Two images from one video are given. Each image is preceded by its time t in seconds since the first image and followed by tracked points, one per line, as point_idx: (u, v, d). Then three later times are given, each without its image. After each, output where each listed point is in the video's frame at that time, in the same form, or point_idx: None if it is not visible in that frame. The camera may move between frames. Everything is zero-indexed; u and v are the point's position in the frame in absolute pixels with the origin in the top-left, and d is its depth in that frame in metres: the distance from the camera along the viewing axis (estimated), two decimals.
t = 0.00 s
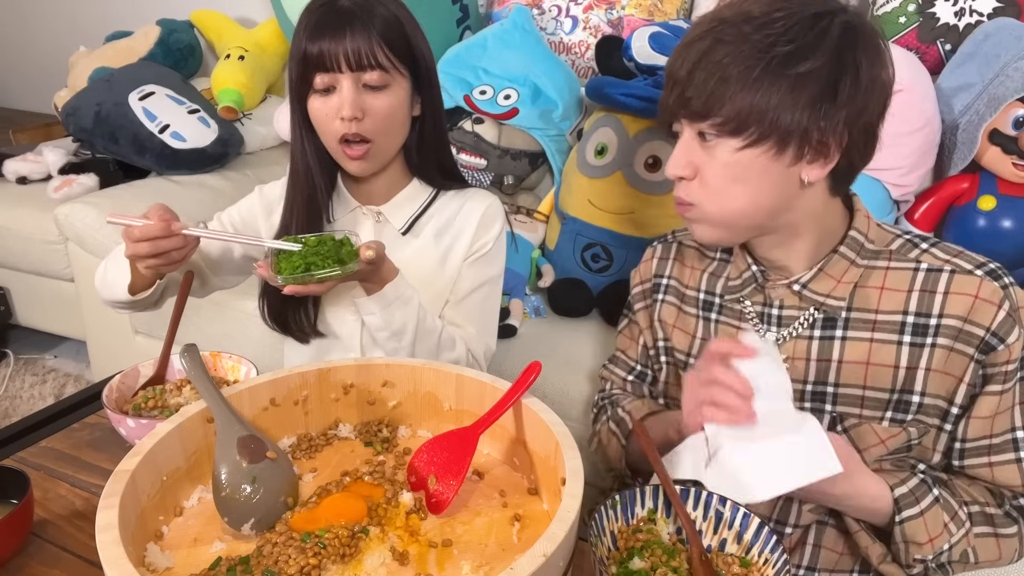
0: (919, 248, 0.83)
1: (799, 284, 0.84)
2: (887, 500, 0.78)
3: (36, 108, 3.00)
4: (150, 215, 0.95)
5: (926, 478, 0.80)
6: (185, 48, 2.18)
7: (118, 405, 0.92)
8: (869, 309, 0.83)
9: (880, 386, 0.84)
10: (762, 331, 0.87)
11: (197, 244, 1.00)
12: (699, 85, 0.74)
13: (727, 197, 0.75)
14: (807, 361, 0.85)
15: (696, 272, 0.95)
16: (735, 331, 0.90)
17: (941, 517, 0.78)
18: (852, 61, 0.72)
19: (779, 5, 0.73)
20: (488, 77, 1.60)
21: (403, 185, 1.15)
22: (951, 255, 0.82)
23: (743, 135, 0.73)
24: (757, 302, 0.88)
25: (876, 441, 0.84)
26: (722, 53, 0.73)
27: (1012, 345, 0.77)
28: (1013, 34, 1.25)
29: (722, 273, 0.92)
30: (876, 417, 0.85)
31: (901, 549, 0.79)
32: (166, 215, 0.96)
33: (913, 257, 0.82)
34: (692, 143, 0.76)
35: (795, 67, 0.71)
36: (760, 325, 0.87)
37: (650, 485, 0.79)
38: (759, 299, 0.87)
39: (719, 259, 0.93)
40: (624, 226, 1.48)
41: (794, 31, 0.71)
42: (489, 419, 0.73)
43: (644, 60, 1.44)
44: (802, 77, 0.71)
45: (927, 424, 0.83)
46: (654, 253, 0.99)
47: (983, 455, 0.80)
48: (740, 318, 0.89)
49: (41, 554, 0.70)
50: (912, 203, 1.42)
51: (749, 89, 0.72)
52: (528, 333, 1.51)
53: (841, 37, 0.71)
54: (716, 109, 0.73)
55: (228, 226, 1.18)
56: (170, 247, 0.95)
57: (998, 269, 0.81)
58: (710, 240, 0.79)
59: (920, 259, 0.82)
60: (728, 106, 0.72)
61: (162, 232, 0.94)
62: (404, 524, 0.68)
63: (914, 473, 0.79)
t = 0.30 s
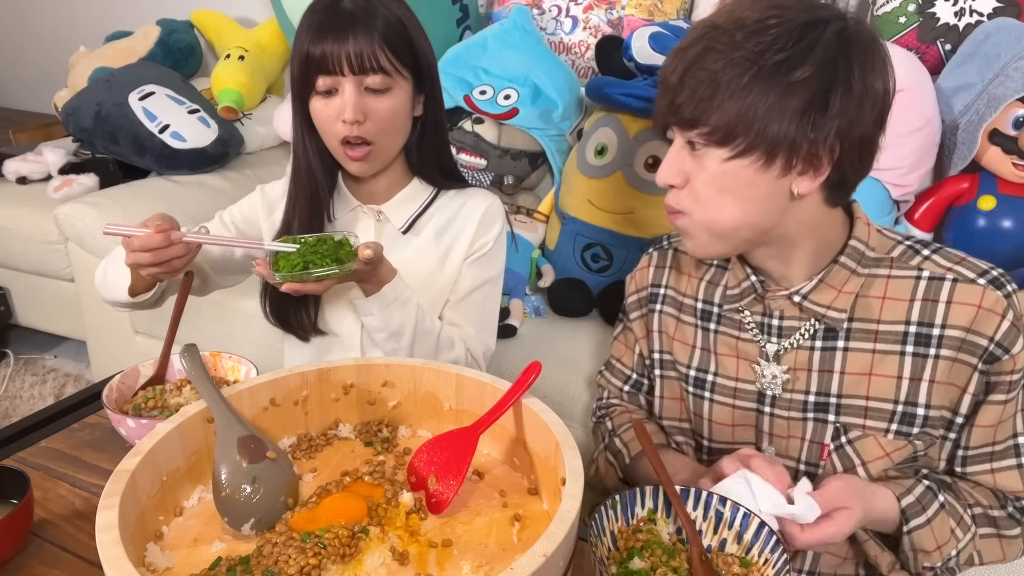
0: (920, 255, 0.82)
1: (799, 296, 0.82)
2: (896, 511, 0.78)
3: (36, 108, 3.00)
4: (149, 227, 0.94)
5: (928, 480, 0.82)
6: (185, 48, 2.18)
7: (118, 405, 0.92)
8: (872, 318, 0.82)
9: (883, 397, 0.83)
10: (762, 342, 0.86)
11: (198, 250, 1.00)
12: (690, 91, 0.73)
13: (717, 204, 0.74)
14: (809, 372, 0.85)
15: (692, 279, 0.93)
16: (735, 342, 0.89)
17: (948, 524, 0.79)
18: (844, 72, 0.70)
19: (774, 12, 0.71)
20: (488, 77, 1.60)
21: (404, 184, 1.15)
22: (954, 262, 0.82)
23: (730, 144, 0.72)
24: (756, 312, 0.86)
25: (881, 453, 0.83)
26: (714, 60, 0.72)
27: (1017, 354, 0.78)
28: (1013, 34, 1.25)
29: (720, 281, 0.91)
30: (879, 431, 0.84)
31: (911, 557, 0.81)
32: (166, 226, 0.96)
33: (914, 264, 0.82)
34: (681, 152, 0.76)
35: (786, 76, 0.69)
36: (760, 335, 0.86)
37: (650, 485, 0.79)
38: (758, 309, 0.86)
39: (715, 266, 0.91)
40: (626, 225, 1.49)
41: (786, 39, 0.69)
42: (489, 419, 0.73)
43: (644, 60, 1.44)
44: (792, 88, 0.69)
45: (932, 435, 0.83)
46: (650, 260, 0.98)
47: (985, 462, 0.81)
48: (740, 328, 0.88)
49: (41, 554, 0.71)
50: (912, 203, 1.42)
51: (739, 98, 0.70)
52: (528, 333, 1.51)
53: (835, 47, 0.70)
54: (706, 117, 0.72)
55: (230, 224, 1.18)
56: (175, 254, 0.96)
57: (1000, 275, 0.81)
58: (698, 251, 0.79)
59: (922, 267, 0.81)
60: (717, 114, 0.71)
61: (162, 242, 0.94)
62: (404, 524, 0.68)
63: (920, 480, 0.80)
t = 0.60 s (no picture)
0: (921, 271, 0.81)
1: (796, 317, 0.81)
2: (885, 546, 0.80)
3: (36, 108, 3.00)
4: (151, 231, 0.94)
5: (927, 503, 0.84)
6: (185, 48, 2.18)
7: (118, 405, 0.92)
8: (870, 339, 0.81)
9: (881, 418, 0.83)
10: (758, 361, 0.86)
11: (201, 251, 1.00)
12: (676, 113, 0.69)
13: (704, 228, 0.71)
14: (807, 393, 0.84)
15: (686, 292, 0.92)
16: (731, 359, 0.88)
17: (939, 555, 0.81)
18: (838, 97, 0.66)
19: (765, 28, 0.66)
20: (488, 77, 1.60)
21: (404, 184, 1.15)
22: (956, 278, 0.80)
23: (717, 173, 0.68)
24: (751, 330, 0.85)
25: (877, 477, 0.83)
26: (704, 83, 0.67)
27: (1018, 377, 0.77)
28: (1013, 34, 1.25)
29: (715, 295, 0.89)
30: (876, 455, 0.84)
31: None
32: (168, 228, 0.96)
33: (914, 282, 0.80)
34: (668, 173, 0.72)
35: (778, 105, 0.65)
36: (756, 354, 0.85)
37: (650, 484, 0.79)
38: (753, 327, 0.85)
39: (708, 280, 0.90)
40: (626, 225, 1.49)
41: (778, 60, 0.65)
42: (489, 419, 0.73)
43: (644, 60, 1.44)
44: (784, 115, 0.65)
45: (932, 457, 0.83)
46: (643, 270, 0.97)
47: (986, 480, 0.81)
48: (735, 346, 0.87)
49: (41, 554, 0.71)
50: (912, 203, 1.42)
51: (728, 124, 0.66)
52: (529, 333, 1.51)
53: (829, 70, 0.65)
54: (692, 143, 0.69)
55: (230, 224, 1.19)
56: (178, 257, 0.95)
57: (1006, 292, 0.79)
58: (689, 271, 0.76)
59: (922, 284, 0.80)
60: (704, 141, 0.68)
61: (166, 245, 0.94)
62: (404, 524, 0.68)
63: (914, 510, 0.81)
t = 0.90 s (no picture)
0: (922, 300, 0.80)
1: (789, 352, 0.81)
2: None
3: (36, 109, 3.00)
4: (150, 219, 0.94)
5: (927, 532, 0.83)
6: (185, 48, 2.18)
7: (118, 405, 0.92)
8: (868, 373, 0.80)
9: (879, 452, 0.82)
10: (751, 392, 0.85)
11: (199, 242, 1.00)
12: (653, 151, 0.66)
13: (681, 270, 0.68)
14: (802, 424, 0.84)
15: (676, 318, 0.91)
16: (723, 390, 0.88)
17: None
18: (825, 138, 0.61)
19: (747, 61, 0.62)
20: (488, 77, 1.60)
21: (404, 184, 1.15)
22: (959, 308, 0.79)
23: (695, 215, 0.65)
24: (744, 360, 0.85)
25: (874, 513, 0.84)
26: (684, 120, 0.63)
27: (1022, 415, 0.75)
28: (1013, 34, 1.25)
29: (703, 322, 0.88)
30: (872, 490, 0.84)
31: None
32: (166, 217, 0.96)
33: (915, 311, 0.79)
34: (648, 213, 0.69)
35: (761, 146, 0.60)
36: (748, 386, 0.85)
37: (650, 484, 0.79)
38: (745, 356, 0.85)
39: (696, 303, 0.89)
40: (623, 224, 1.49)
41: (759, 99, 0.60)
42: (489, 419, 0.73)
43: (644, 60, 1.44)
44: (765, 157, 0.61)
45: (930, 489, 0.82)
46: (631, 290, 0.96)
47: (988, 509, 0.79)
48: (727, 375, 0.87)
49: (41, 554, 0.71)
50: (912, 203, 1.42)
51: (706, 166, 0.62)
52: (528, 333, 1.51)
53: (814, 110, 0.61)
54: (669, 183, 0.65)
55: (230, 223, 1.18)
56: (176, 248, 0.96)
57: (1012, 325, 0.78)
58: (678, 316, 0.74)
59: (923, 314, 0.79)
60: (681, 182, 0.64)
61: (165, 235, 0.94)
62: (404, 524, 0.68)
63: (908, 548, 0.79)
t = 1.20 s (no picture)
0: (926, 305, 0.80)
1: (792, 359, 0.80)
2: None
3: (36, 109, 3.00)
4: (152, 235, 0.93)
5: (929, 538, 0.82)
6: (185, 48, 2.18)
7: (118, 405, 0.92)
8: (872, 379, 0.80)
9: (881, 458, 0.82)
10: (753, 399, 0.85)
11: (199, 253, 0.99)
12: (653, 156, 0.66)
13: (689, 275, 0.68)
14: (805, 431, 0.83)
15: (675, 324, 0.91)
16: (724, 397, 0.87)
17: None
18: (830, 141, 0.60)
19: (746, 65, 0.62)
20: (488, 78, 1.60)
21: (405, 184, 1.15)
22: (964, 314, 0.80)
23: (696, 220, 0.65)
24: (745, 368, 0.85)
25: (876, 520, 0.84)
26: (686, 124, 0.63)
27: None
28: (1013, 34, 1.25)
29: (704, 326, 0.88)
30: (874, 497, 0.83)
31: None
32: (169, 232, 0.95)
33: (919, 317, 0.79)
34: (648, 217, 0.69)
35: (764, 150, 0.60)
36: (750, 393, 0.85)
37: (650, 484, 0.79)
38: (748, 364, 0.85)
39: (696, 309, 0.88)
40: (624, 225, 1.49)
41: (758, 104, 0.60)
42: (489, 419, 0.73)
43: (644, 60, 1.44)
44: (767, 161, 0.60)
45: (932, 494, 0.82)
46: (630, 295, 0.96)
47: (991, 513, 0.80)
48: (728, 382, 0.87)
49: (41, 554, 0.71)
50: (912, 202, 1.42)
51: (707, 172, 0.62)
52: (528, 333, 1.51)
53: (815, 114, 0.60)
54: (670, 188, 0.65)
55: (230, 222, 1.19)
56: (178, 260, 0.94)
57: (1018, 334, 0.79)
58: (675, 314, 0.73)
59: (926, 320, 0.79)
60: (681, 187, 0.64)
61: (168, 249, 0.93)
62: (404, 524, 0.68)
63: (908, 555, 0.78)
